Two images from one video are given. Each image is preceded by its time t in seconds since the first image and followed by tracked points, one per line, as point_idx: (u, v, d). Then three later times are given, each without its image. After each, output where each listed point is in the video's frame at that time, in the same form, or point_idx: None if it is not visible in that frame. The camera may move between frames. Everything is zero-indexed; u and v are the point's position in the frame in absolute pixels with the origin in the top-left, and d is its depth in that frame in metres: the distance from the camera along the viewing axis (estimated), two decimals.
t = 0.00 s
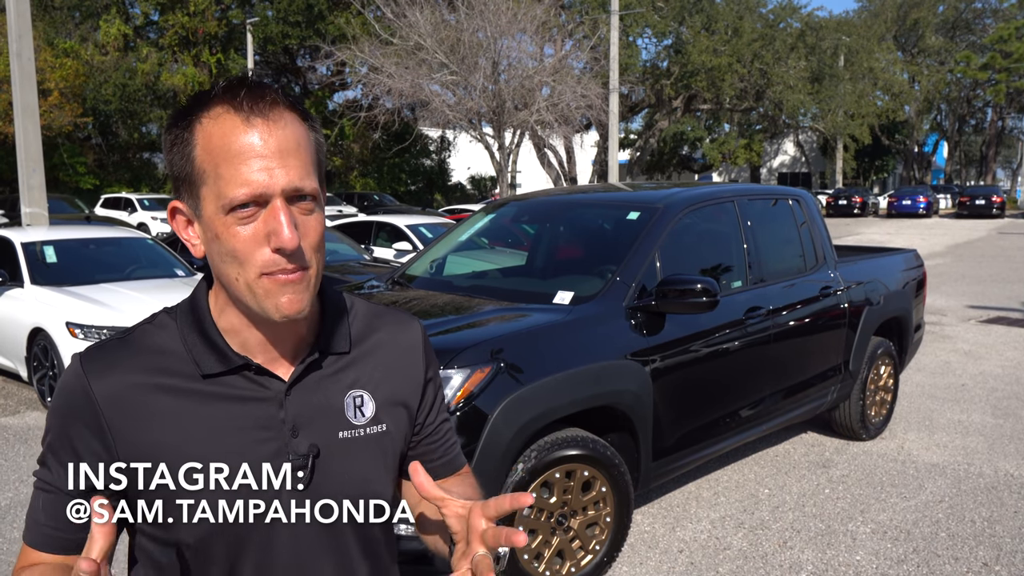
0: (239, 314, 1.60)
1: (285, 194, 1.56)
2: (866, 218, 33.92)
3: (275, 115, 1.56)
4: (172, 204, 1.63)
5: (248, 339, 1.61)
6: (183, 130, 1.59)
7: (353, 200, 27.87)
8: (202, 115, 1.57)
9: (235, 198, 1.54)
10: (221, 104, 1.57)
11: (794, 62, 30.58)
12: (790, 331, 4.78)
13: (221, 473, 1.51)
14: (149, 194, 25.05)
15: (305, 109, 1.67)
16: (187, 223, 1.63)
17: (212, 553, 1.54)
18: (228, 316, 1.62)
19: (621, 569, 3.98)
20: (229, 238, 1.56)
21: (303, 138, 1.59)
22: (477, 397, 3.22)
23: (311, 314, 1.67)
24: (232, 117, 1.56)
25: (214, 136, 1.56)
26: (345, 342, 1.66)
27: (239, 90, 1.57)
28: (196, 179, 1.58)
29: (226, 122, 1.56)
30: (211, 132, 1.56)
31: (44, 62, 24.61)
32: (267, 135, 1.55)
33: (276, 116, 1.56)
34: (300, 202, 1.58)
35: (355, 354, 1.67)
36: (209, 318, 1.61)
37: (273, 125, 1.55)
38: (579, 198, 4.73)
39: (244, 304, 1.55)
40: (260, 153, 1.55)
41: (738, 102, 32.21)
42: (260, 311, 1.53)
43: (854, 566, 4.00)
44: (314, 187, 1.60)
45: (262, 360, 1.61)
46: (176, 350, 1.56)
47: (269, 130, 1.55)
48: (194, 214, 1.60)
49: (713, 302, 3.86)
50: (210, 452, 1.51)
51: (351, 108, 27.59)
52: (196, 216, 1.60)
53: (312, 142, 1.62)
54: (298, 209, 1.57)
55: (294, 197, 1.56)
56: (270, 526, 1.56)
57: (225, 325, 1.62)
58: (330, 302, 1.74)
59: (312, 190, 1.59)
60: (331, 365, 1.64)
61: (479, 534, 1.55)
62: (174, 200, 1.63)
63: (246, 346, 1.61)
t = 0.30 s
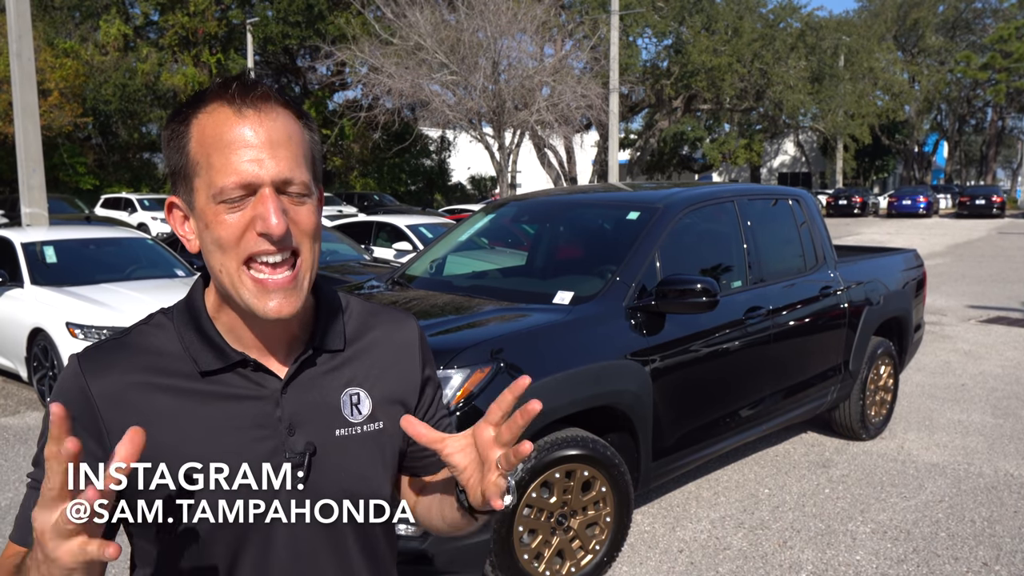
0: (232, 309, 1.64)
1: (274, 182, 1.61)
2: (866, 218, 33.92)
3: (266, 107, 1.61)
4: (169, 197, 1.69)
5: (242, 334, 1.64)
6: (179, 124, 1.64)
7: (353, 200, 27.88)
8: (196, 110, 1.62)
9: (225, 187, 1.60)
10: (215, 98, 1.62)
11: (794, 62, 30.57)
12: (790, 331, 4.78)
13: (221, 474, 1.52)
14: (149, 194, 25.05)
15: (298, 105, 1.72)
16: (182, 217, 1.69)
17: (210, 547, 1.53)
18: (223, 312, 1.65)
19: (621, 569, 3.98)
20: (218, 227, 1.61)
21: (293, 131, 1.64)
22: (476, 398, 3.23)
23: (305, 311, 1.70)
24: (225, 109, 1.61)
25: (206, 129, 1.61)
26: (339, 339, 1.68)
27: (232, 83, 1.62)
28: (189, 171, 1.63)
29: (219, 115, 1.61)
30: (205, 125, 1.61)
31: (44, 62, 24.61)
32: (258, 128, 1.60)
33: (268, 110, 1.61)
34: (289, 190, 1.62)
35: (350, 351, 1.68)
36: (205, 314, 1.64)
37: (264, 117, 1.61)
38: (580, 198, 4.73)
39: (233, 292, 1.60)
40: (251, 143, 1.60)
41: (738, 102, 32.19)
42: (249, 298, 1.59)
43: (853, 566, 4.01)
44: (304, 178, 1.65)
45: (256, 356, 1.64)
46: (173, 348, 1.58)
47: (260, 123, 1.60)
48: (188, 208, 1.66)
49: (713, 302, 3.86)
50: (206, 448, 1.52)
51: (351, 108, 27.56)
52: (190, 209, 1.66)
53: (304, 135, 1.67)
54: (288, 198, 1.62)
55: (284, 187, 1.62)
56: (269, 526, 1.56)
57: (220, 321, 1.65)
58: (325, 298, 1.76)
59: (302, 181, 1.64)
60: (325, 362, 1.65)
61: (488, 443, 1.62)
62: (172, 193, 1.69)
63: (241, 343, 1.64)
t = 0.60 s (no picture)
0: (231, 302, 1.64)
1: (278, 170, 1.64)
2: (866, 218, 33.94)
3: (272, 99, 1.66)
4: (174, 191, 1.72)
5: (242, 331, 1.65)
6: (189, 117, 1.68)
7: (353, 200, 27.87)
8: (207, 104, 1.67)
9: (230, 171, 1.63)
10: (224, 91, 1.67)
11: (794, 62, 30.53)
12: (791, 331, 4.78)
13: (221, 474, 1.53)
14: (149, 194, 25.06)
15: (303, 106, 1.77)
16: (186, 210, 1.71)
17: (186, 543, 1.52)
18: (223, 309, 1.65)
19: (620, 569, 3.99)
20: (221, 214, 1.63)
21: (299, 124, 1.69)
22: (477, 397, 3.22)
23: (304, 308, 1.71)
24: (234, 101, 1.65)
25: (216, 118, 1.66)
26: (340, 338, 1.69)
27: (242, 76, 1.68)
28: (196, 160, 1.67)
29: (228, 106, 1.65)
30: (214, 117, 1.66)
31: (44, 62, 24.62)
32: (265, 119, 1.65)
33: (275, 102, 1.67)
34: (292, 179, 1.66)
35: (350, 350, 1.69)
36: (204, 311, 1.65)
37: (271, 108, 1.66)
38: (580, 198, 4.73)
39: (229, 278, 1.61)
40: (258, 131, 1.64)
41: (738, 102, 32.19)
42: (248, 285, 1.59)
43: (853, 566, 4.01)
44: (306, 169, 1.68)
45: (257, 354, 1.65)
46: (174, 347, 1.59)
47: (267, 114, 1.65)
48: (193, 197, 1.69)
49: (713, 302, 3.85)
50: (203, 446, 1.53)
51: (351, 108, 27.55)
52: (195, 200, 1.69)
53: (310, 132, 1.72)
54: (292, 186, 1.66)
55: (287, 175, 1.65)
56: (268, 527, 1.57)
57: (219, 317, 1.65)
58: (325, 297, 1.77)
59: (305, 171, 1.67)
60: (326, 361, 1.66)
61: (467, 343, 1.67)
62: (177, 186, 1.72)
63: (241, 339, 1.65)
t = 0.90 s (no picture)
0: (234, 300, 1.65)
1: (285, 171, 1.65)
2: (866, 218, 33.95)
3: (282, 102, 1.67)
4: (181, 188, 1.72)
5: (246, 330, 1.65)
6: (200, 115, 1.69)
7: (353, 200, 27.88)
8: (218, 104, 1.68)
9: (238, 171, 1.63)
10: (236, 92, 1.67)
11: (794, 62, 30.52)
12: (790, 331, 4.78)
13: (221, 474, 1.54)
14: (149, 194, 25.07)
15: (312, 109, 1.78)
16: (192, 208, 1.72)
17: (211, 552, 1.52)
18: (227, 307, 1.65)
19: (620, 569, 3.99)
20: (226, 212, 1.64)
21: (308, 125, 1.70)
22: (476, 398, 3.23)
23: (307, 308, 1.71)
24: (245, 104, 1.66)
25: (226, 119, 1.66)
26: (343, 339, 1.69)
27: (254, 78, 1.68)
28: (203, 159, 1.68)
29: (238, 108, 1.66)
30: (224, 117, 1.67)
31: (44, 62, 24.62)
32: (275, 121, 1.65)
33: (284, 104, 1.67)
34: (298, 181, 1.66)
35: (353, 351, 1.69)
36: (208, 312, 1.65)
37: (281, 110, 1.66)
38: (580, 199, 4.74)
39: (233, 275, 1.61)
40: (267, 134, 1.65)
41: (738, 102, 32.17)
42: (252, 282, 1.60)
43: (853, 566, 4.01)
44: (313, 172, 1.69)
45: (261, 353, 1.65)
46: (178, 347, 1.59)
47: (277, 115, 1.66)
48: (199, 196, 1.69)
49: (713, 302, 3.86)
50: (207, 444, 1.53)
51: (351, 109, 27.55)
52: (201, 199, 1.69)
53: (318, 135, 1.73)
54: (298, 188, 1.66)
55: (294, 176, 1.65)
56: (269, 527, 1.57)
57: (223, 316, 1.66)
58: (328, 297, 1.77)
59: (311, 174, 1.68)
60: (328, 362, 1.66)
61: (473, 333, 1.68)
62: (183, 185, 1.73)
63: (243, 338, 1.65)
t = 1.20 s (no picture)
0: (243, 302, 1.64)
1: (310, 185, 1.65)
2: (866, 218, 33.95)
3: (314, 113, 1.66)
4: (200, 185, 1.71)
5: (253, 334, 1.64)
6: (229, 115, 1.67)
7: (353, 200, 27.87)
8: (248, 104, 1.67)
9: (263, 180, 1.63)
10: (269, 96, 1.66)
11: (794, 62, 30.49)
12: (790, 331, 4.78)
13: (221, 473, 1.53)
14: (148, 194, 25.08)
15: (340, 118, 1.77)
16: (210, 205, 1.71)
17: (218, 574, 1.52)
18: (237, 311, 1.65)
19: (620, 569, 3.99)
20: (247, 220, 1.63)
21: (336, 139, 1.69)
22: (477, 398, 3.24)
23: (318, 314, 1.71)
24: (276, 110, 1.65)
25: (257, 122, 1.65)
26: (352, 342, 1.69)
27: (288, 84, 1.67)
28: (227, 160, 1.66)
29: (270, 113, 1.65)
30: (254, 119, 1.65)
31: (44, 61, 24.60)
32: (304, 132, 1.65)
33: (316, 115, 1.66)
34: (322, 196, 1.67)
35: (362, 353, 1.69)
36: (217, 314, 1.64)
37: (312, 122, 1.66)
38: (580, 198, 4.73)
39: (247, 285, 1.62)
40: (296, 144, 1.65)
41: (738, 103, 32.16)
42: (267, 293, 1.60)
43: (853, 566, 4.01)
44: (337, 187, 1.69)
45: (267, 356, 1.64)
46: (186, 349, 1.58)
47: (306, 127, 1.65)
48: (221, 195, 1.68)
49: (713, 302, 3.86)
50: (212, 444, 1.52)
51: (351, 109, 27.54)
52: (221, 198, 1.69)
53: (345, 148, 1.73)
54: (321, 204, 1.67)
55: (318, 192, 1.66)
56: (271, 526, 1.57)
57: (231, 320, 1.65)
58: (338, 300, 1.78)
59: (336, 190, 1.68)
60: (337, 365, 1.66)
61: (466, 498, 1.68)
62: (203, 182, 1.71)
63: (251, 342, 1.64)
